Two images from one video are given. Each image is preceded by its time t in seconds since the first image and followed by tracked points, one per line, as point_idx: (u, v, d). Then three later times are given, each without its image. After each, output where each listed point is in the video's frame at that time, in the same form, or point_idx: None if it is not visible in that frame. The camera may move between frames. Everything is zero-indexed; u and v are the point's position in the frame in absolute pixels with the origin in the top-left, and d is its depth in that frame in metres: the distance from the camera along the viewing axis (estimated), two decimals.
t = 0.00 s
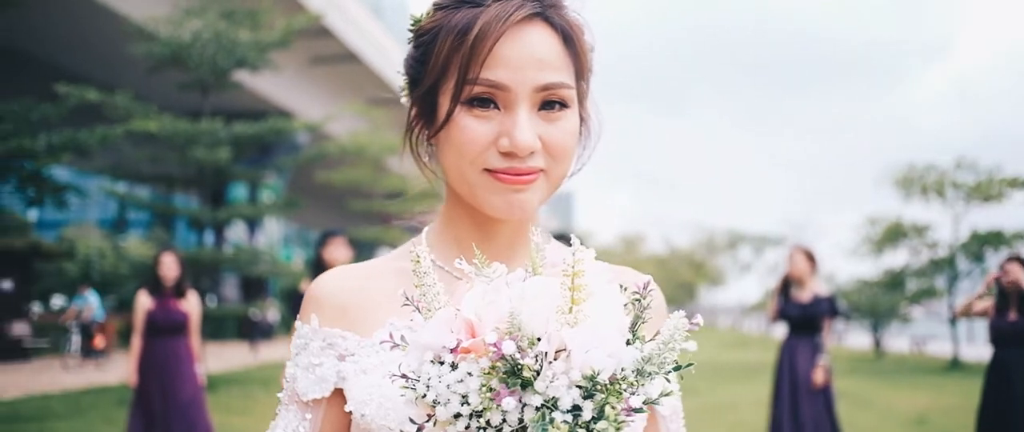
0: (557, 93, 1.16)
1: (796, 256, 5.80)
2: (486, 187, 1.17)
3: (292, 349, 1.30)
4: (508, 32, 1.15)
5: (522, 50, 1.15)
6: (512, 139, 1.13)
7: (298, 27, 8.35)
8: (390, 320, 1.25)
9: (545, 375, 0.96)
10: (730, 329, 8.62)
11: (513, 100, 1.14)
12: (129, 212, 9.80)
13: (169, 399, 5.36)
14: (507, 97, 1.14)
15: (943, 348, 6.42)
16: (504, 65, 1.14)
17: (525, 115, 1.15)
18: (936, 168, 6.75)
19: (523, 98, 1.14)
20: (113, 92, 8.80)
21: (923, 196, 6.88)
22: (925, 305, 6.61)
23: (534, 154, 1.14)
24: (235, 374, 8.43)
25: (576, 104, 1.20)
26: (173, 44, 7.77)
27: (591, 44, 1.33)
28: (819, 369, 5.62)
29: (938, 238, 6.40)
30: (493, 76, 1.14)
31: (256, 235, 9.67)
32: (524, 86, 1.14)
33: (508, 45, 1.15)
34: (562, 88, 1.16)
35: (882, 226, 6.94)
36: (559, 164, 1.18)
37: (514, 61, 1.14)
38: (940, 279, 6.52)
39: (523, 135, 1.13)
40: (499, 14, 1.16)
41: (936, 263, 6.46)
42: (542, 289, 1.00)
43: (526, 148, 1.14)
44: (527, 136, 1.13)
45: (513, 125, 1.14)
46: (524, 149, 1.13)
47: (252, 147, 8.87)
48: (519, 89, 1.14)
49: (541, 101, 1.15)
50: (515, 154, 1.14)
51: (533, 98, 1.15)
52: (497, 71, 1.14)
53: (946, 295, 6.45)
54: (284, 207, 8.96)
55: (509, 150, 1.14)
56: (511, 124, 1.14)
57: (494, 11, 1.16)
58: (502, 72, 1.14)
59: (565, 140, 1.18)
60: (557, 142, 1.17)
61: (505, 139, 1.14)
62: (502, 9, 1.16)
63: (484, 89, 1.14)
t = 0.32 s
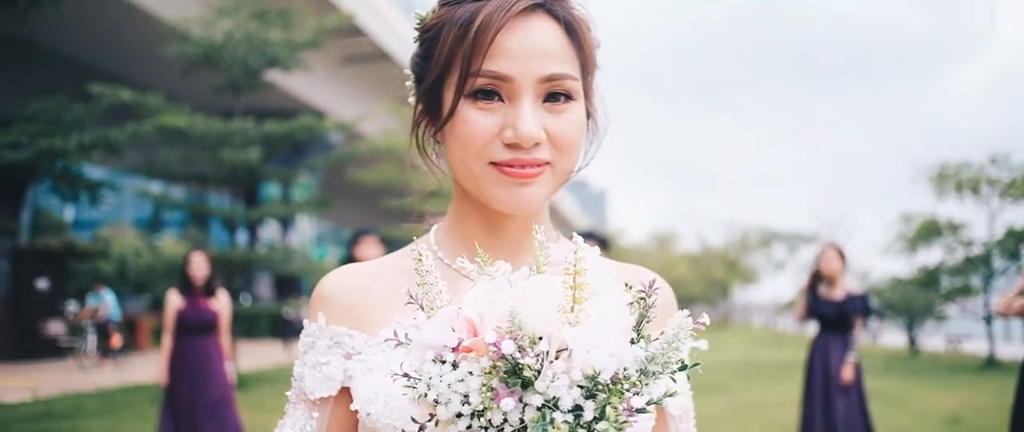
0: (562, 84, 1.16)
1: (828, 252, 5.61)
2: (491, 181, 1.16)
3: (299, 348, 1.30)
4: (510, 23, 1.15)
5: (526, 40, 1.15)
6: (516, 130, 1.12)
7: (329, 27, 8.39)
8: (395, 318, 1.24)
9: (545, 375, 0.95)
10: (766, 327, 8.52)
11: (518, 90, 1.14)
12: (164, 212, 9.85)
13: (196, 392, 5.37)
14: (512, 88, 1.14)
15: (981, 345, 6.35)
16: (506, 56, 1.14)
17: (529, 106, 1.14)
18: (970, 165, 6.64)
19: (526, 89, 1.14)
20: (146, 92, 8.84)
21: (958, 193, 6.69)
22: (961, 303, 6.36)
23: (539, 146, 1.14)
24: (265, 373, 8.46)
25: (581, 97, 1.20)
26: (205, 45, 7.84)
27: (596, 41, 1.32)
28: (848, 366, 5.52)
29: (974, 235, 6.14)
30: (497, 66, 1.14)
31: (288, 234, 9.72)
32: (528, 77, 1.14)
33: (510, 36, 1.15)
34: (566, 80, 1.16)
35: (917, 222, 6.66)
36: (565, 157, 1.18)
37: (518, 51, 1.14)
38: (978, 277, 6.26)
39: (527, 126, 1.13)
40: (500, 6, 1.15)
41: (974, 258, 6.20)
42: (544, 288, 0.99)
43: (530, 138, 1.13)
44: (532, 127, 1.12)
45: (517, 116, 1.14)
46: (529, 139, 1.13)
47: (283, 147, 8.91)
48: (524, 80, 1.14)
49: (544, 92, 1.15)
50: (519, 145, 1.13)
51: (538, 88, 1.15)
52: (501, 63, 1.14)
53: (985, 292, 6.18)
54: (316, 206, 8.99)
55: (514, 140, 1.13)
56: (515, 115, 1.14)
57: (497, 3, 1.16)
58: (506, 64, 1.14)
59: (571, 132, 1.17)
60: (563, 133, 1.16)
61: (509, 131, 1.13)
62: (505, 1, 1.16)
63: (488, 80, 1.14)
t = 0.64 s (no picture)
0: (565, 75, 1.16)
1: (859, 250, 5.46)
2: (495, 173, 1.16)
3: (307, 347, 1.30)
4: (511, 14, 1.15)
5: (527, 31, 1.15)
6: (519, 121, 1.13)
7: (360, 26, 8.40)
8: (401, 315, 1.24)
9: (544, 371, 0.94)
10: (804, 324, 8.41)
11: (520, 81, 1.14)
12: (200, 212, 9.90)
13: (224, 391, 5.37)
14: (514, 79, 1.14)
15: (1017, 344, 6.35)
16: (507, 48, 1.15)
17: (532, 97, 1.15)
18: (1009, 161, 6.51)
19: (529, 80, 1.14)
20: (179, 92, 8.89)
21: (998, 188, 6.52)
22: (995, 303, 6.18)
23: (542, 136, 1.14)
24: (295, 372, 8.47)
25: (585, 89, 1.19)
26: (237, 45, 7.90)
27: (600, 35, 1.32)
28: (882, 364, 5.36)
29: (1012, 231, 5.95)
30: (498, 57, 1.14)
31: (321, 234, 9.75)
32: (530, 68, 1.14)
33: (511, 27, 1.15)
34: (569, 70, 1.16)
35: (953, 221, 6.45)
36: (569, 149, 1.18)
37: (519, 42, 1.14)
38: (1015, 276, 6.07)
39: (530, 116, 1.13)
40: None
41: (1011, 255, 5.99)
42: (544, 284, 0.98)
43: (533, 129, 1.13)
44: (535, 117, 1.12)
45: (519, 106, 1.14)
46: (532, 130, 1.13)
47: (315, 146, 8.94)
48: (525, 70, 1.14)
49: (547, 82, 1.15)
50: (522, 135, 1.13)
51: (540, 79, 1.15)
52: (502, 53, 1.14)
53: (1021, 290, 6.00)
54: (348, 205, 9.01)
55: (517, 131, 1.13)
56: (518, 105, 1.14)
57: None
58: (508, 55, 1.14)
59: (575, 123, 1.17)
60: (567, 125, 1.17)
61: (512, 121, 1.13)
62: None
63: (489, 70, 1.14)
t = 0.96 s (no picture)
0: (567, 68, 1.17)
1: (890, 250, 5.31)
2: (497, 166, 1.17)
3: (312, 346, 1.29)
4: (510, 8, 1.16)
5: (528, 25, 1.16)
6: (521, 114, 1.13)
7: (391, 26, 8.38)
8: (403, 312, 1.24)
9: (539, 369, 0.93)
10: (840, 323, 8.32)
11: (521, 74, 1.15)
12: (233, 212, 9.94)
13: (255, 390, 5.39)
14: (515, 72, 1.15)
15: None
16: (508, 41, 1.16)
17: (534, 89, 1.15)
18: None
19: (530, 72, 1.15)
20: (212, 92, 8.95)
21: None
22: None
23: (543, 128, 1.14)
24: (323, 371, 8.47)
25: (588, 83, 1.20)
26: (269, 45, 7.94)
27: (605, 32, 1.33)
28: (919, 365, 5.23)
29: None
30: (499, 50, 1.15)
31: (353, 234, 9.76)
32: (530, 61, 1.15)
33: (511, 20, 1.16)
34: (570, 63, 1.17)
35: (989, 218, 6.37)
36: (573, 142, 1.18)
37: (520, 35, 1.16)
38: None
39: (531, 109, 1.13)
40: None
41: None
42: (542, 279, 0.97)
43: (535, 121, 1.14)
44: (536, 111, 1.13)
45: (521, 99, 1.15)
46: (533, 122, 1.13)
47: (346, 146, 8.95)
48: (526, 63, 1.15)
49: (549, 75, 1.16)
50: (524, 128, 1.14)
51: (542, 72, 1.16)
52: (502, 47, 1.16)
53: None
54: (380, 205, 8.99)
55: (519, 124, 1.14)
56: (519, 99, 1.15)
57: None
58: (509, 48, 1.16)
59: (577, 115, 1.18)
60: (569, 118, 1.17)
61: (514, 114, 1.14)
62: None
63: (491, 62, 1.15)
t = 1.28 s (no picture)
0: (568, 62, 1.19)
1: (923, 249, 5.23)
2: (500, 161, 1.19)
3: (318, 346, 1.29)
4: (512, 3, 1.19)
5: (530, 20, 1.19)
6: (522, 107, 1.16)
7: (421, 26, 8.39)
8: (407, 312, 1.23)
9: (535, 367, 0.93)
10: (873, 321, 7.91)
11: (522, 69, 1.18)
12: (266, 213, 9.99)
13: (285, 389, 5.39)
14: (516, 66, 1.18)
15: None
16: (510, 35, 1.18)
17: (536, 84, 1.18)
18: None
19: (532, 66, 1.18)
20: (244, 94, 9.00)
21: None
22: None
23: (545, 122, 1.17)
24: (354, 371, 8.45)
25: (590, 78, 1.22)
26: (299, 46, 8.01)
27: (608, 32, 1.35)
28: (956, 366, 5.12)
29: None
30: (501, 45, 1.18)
31: (386, 235, 9.76)
32: (532, 56, 1.18)
33: (512, 16, 1.19)
34: (572, 57, 1.19)
35: None
36: (576, 136, 1.20)
37: (522, 30, 1.18)
38: None
39: (533, 102, 1.16)
40: None
41: None
42: (538, 276, 0.97)
43: (536, 115, 1.16)
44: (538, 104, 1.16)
45: (523, 94, 1.17)
46: (534, 115, 1.16)
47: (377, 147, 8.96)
48: (528, 58, 1.18)
49: (551, 70, 1.19)
50: (526, 122, 1.16)
51: (544, 67, 1.18)
52: (504, 41, 1.18)
53: None
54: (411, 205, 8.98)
55: (522, 118, 1.16)
56: (521, 93, 1.17)
57: None
58: (511, 42, 1.18)
59: (579, 110, 1.20)
60: (572, 112, 1.19)
61: (516, 108, 1.17)
62: None
63: (494, 58, 1.18)
